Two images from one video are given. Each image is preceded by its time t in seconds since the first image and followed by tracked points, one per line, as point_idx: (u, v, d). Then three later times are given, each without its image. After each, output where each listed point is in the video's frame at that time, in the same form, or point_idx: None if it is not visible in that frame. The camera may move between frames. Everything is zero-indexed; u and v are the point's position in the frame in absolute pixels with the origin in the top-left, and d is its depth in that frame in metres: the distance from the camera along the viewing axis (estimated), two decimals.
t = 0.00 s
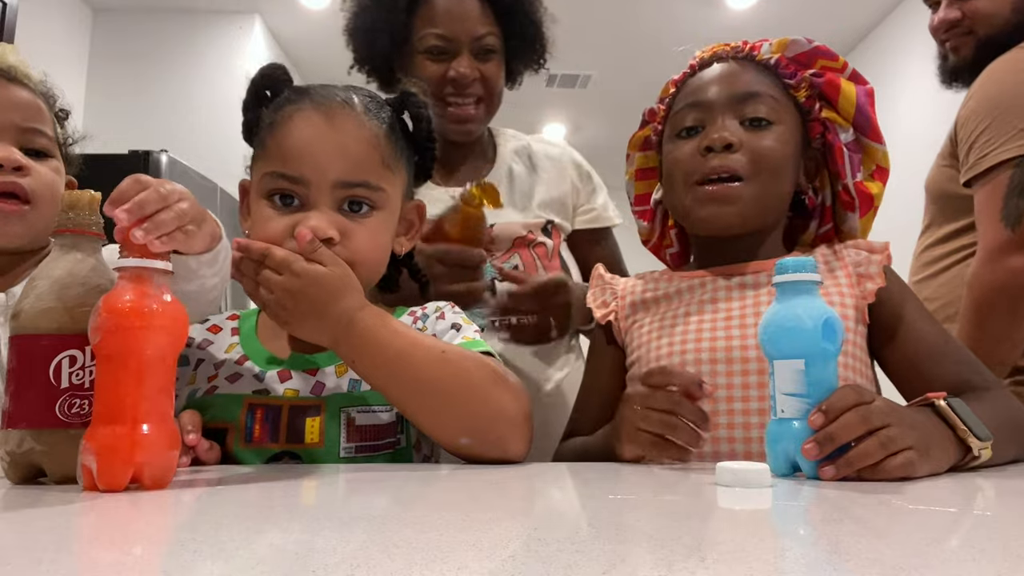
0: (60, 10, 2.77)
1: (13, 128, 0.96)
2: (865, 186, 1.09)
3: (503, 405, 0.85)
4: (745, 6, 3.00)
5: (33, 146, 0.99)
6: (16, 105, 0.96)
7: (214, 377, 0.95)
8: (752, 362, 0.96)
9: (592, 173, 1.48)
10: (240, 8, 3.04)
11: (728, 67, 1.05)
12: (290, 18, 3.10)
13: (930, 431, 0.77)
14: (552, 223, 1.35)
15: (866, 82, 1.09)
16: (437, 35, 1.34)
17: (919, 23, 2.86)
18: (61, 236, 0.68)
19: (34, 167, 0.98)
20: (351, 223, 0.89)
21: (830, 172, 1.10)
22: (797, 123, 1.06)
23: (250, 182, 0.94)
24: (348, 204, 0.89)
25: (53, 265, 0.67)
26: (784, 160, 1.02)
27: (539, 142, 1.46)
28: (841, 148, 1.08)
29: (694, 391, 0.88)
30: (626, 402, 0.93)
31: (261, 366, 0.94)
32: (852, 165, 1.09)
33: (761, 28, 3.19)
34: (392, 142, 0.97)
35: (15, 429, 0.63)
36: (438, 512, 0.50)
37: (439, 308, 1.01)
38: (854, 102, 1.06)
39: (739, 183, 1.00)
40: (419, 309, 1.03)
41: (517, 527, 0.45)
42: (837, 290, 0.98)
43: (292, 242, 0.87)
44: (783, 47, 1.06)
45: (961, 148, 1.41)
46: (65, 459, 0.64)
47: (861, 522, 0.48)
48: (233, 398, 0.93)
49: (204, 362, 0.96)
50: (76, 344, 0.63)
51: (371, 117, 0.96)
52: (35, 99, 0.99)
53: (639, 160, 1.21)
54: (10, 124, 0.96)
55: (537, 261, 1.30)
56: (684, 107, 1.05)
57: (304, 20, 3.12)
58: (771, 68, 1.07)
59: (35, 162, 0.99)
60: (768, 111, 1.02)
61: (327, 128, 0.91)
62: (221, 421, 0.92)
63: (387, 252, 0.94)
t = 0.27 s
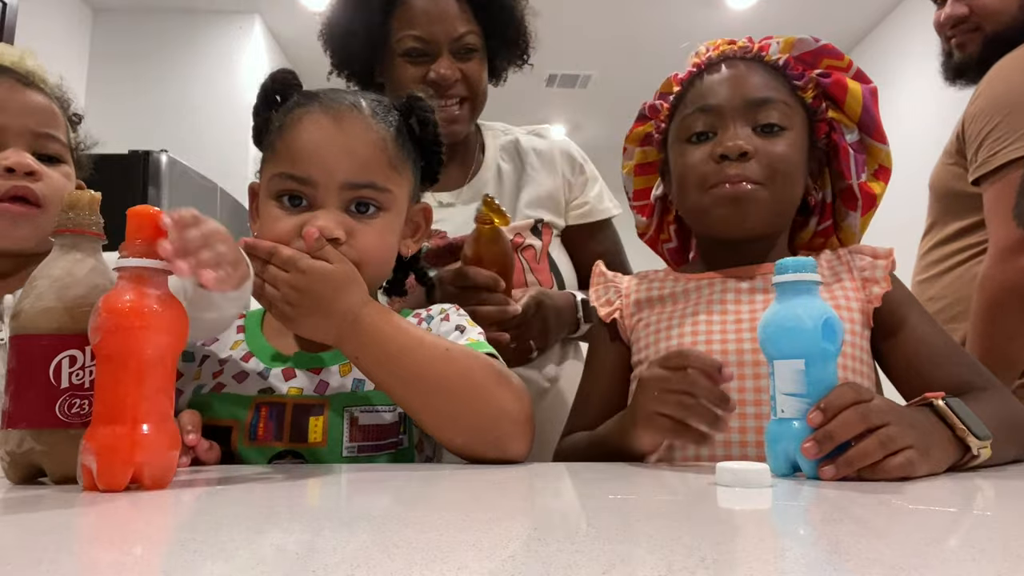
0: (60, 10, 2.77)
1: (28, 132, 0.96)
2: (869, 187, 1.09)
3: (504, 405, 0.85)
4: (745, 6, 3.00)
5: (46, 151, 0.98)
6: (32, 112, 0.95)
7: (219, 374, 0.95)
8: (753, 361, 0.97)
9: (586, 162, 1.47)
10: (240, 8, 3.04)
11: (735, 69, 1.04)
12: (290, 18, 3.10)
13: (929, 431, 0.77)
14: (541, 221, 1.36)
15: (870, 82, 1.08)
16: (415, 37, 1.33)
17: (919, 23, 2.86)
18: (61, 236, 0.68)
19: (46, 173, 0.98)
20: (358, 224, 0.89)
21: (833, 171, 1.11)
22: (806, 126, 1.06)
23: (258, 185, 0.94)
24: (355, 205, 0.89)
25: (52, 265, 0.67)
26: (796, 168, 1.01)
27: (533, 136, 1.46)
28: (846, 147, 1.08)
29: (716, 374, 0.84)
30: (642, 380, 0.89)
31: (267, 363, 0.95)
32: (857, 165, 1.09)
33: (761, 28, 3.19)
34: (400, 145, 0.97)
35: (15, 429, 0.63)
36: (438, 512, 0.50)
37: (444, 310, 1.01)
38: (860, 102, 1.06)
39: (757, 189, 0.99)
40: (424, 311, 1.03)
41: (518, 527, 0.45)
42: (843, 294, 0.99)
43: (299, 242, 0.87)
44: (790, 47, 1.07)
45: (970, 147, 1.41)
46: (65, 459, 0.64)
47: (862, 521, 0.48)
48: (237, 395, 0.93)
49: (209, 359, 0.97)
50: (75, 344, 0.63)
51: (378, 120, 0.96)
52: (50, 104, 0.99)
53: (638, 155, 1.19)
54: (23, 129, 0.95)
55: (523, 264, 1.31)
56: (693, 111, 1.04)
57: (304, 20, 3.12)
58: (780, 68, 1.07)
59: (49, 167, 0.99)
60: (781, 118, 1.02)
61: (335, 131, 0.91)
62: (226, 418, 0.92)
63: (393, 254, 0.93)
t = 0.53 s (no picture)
0: (60, 10, 2.77)
1: (50, 135, 0.97)
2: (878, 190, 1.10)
3: (506, 405, 0.85)
4: (745, 6, 3.00)
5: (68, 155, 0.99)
6: (55, 115, 0.97)
7: (223, 371, 0.95)
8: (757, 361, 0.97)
9: (583, 157, 1.48)
10: (240, 8, 3.04)
11: (748, 77, 1.03)
12: (290, 18, 3.10)
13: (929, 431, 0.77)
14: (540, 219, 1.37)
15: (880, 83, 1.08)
16: (407, 35, 1.33)
17: (919, 23, 2.86)
18: (61, 236, 0.67)
19: (67, 176, 0.98)
20: (365, 224, 0.89)
21: (842, 172, 1.11)
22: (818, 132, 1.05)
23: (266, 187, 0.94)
24: (361, 205, 0.89)
25: (52, 265, 0.67)
26: (809, 179, 1.00)
27: (531, 134, 1.46)
28: (857, 151, 1.09)
29: (732, 358, 0.78)
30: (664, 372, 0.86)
31: (271, 361, 0.95)
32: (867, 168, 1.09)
33: (761, 28, 3.19)
34: (407, 147, 0.97)
35: (15, 429, 0.63)
36: (439, 512, 0.50)
37: (447, 311, 1.02)
38: (871, 105, 1.06)
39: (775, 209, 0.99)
40: (428, 312, 1.03)
41: (518, 527, 0.45)
42: (853, 299, 0.98)
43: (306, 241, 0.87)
44: (801, 51, 1.05)
45: (973, 147, 1.41)
46: (64, 459, 0.64)
47: (862, 522, 0.48)
48: (242, 394, 0.93)
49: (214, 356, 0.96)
50: (76, 344, 0.63)
51: (386, 122, 0.96)
52: (71, 108, 0.99)
53: (646, 155, 1.18)
54: (45, 133, 0.96)
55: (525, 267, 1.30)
56: (706, 121, 1.03)
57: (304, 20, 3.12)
58: (793, 75, 1.05)
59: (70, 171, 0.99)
60: (796, 129, 1.01)
61: (342, 132, 0.91)
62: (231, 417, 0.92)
63: (399, 254, 0.93)
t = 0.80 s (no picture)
0: (60, 10, 2.77)
1: (63, 136, 0.96)
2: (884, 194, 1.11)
3: (508, 405, 0.85)
4: (744, 6, 3.00)
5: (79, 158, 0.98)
6: (70, 118, 0.96)
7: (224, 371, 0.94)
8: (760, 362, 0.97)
9: (586, 156, 1.48)
10: (240, 8, 3.04)
11: (757, 83, 1.03)
12: (290, 18, 3.10)
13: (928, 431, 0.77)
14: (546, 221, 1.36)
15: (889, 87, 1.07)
16: (409, 22, 1.32)
17: (919, 23, 2.86)
18: (61, 236, 0.67)
19: (79, 179, 0.96)
20: (367, 225, 0.89)
21: (849, 174, 1.12)
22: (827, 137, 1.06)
23: (268, 189, 0.94)
24: (363, 206, 0.89)
25: (52, 265, 0.67)
26: (818, 188, 1.00)
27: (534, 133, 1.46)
28: (864, 155, 1.09)
29: (747, 381, 0.78)
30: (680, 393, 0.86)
31: (273, 360, 0.95)
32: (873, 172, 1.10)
33: (760, 28, 3.19)
34: (409, 149, 0.97)
35: (15, 429, 0.63)
36: (441, 512, 0.50)
37: (450, 313, 1.02)
38: (880, 110, 1.06)
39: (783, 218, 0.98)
40: (430, 313, 1.04)
41: (519, 527, 0.45)
42: (859, 300, 0.98)
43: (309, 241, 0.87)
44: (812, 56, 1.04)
45: (973, 145, 1.41)
46: (64, 459, 0.64)
47: (863, 522, 0.48)
48: (243, 394, 0.92)
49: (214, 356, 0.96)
50: (76, 344, 0.63)
51: (388, 123, 0.96)
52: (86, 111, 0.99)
53: (652, 156, 1.18)
54: (59, 135, 0.95)
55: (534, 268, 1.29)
56: (716, 129, 1.03)
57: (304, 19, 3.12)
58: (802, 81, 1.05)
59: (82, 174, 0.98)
60: (806, 137, 1.01)
61: (344, 133, 0.91)
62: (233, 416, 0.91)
63: (401, 255, 0.93)
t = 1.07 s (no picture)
0: (60, 10, 2.77)
1: (77, 145, 0.94)
2: (886, 194, 1.11)
3: (508, 405, 0.85)
4: (744, 6, 3.00)
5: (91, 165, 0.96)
6: (83, 124, 0.95)
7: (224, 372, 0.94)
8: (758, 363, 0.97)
9: (600, 164, 1.47)
10: (240, 8, 3.04)
11: (757, 85, 1.03)
12: (290, 18, 3.10)
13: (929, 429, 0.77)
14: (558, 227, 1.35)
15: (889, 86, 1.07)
16: (426, 15, 1.32)
17: (919, 23, 2.86)
18: (61, 236, 0.67)
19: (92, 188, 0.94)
20: (366, 224, 0.89)
21: (850, 173, 1.12)
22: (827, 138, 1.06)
23: (268, 189, 0.93)
24: (362, 206, 0.89)
25: (52, 265, 0.67)
26: (817, 189, 1.00)
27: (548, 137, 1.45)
28: (864, 155, 1.09)
29: (746, 381, 0.77)
30: (683, 395, 0.85)
31: (274, 360, 0.95)
32: (875, 173, 1.10)
33: (760, 28, 3.19)
34: (408, 149, 0.97)
35: (15, 429, 0.63)
36: (440, 512, 0.50)
37: (450, 313, 1.02)
38: (880, 110, 1.06)
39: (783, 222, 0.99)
40: (430, 314, 1.04)
41: (519, 527, 0.45)
42: (862, 300, 0.98)
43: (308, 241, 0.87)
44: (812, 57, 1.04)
45: (973, 144, 1.41)
46: (64, 459, 0.64)
47: (863, 522, 0.48)
48: (243, 394, 0.92)
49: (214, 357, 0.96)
50: (76, 344, 0.63)
51: (387, 123, 0.96)
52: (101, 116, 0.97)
53: (654, 158, 1.18)
54: (73, 143, 0.94)
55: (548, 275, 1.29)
56: (716, 132, 1.03)
57: (304, 19, 3.12)
58: (800, 82, 1.05)
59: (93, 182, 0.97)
60: (806, 138, 1.01)
61: (343, 134, 0.91)
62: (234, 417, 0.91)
63: (400, 254, 0.93)
